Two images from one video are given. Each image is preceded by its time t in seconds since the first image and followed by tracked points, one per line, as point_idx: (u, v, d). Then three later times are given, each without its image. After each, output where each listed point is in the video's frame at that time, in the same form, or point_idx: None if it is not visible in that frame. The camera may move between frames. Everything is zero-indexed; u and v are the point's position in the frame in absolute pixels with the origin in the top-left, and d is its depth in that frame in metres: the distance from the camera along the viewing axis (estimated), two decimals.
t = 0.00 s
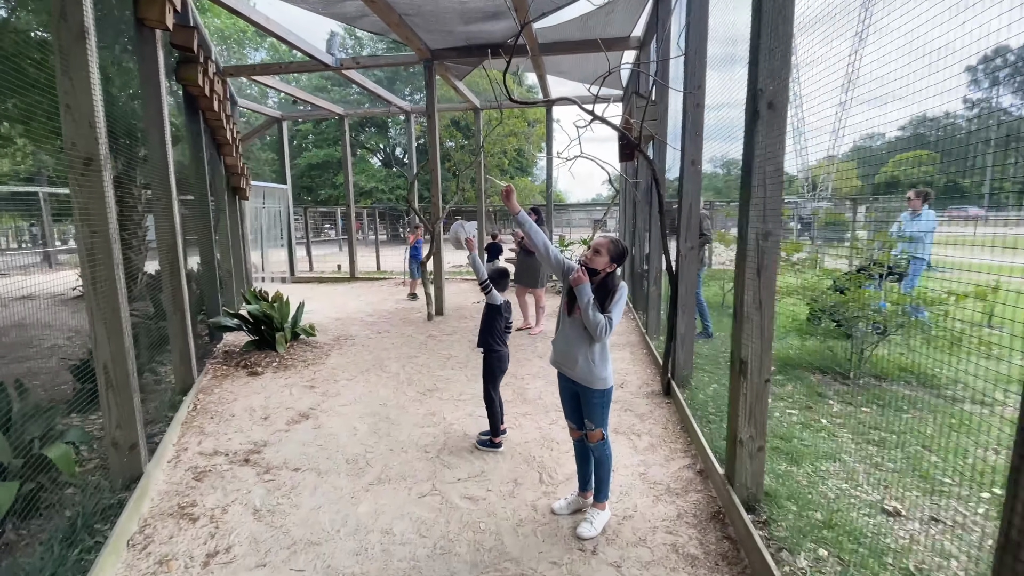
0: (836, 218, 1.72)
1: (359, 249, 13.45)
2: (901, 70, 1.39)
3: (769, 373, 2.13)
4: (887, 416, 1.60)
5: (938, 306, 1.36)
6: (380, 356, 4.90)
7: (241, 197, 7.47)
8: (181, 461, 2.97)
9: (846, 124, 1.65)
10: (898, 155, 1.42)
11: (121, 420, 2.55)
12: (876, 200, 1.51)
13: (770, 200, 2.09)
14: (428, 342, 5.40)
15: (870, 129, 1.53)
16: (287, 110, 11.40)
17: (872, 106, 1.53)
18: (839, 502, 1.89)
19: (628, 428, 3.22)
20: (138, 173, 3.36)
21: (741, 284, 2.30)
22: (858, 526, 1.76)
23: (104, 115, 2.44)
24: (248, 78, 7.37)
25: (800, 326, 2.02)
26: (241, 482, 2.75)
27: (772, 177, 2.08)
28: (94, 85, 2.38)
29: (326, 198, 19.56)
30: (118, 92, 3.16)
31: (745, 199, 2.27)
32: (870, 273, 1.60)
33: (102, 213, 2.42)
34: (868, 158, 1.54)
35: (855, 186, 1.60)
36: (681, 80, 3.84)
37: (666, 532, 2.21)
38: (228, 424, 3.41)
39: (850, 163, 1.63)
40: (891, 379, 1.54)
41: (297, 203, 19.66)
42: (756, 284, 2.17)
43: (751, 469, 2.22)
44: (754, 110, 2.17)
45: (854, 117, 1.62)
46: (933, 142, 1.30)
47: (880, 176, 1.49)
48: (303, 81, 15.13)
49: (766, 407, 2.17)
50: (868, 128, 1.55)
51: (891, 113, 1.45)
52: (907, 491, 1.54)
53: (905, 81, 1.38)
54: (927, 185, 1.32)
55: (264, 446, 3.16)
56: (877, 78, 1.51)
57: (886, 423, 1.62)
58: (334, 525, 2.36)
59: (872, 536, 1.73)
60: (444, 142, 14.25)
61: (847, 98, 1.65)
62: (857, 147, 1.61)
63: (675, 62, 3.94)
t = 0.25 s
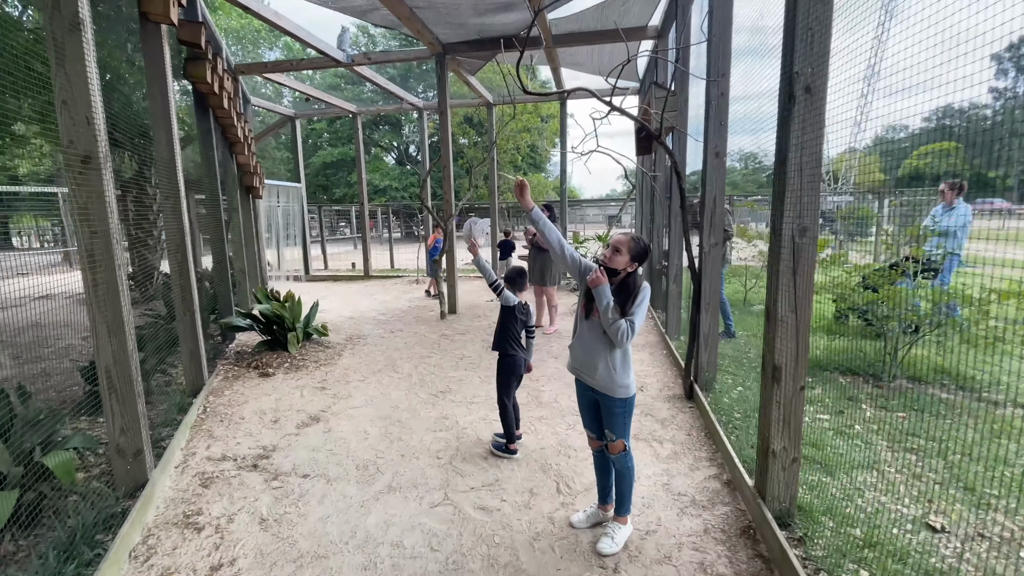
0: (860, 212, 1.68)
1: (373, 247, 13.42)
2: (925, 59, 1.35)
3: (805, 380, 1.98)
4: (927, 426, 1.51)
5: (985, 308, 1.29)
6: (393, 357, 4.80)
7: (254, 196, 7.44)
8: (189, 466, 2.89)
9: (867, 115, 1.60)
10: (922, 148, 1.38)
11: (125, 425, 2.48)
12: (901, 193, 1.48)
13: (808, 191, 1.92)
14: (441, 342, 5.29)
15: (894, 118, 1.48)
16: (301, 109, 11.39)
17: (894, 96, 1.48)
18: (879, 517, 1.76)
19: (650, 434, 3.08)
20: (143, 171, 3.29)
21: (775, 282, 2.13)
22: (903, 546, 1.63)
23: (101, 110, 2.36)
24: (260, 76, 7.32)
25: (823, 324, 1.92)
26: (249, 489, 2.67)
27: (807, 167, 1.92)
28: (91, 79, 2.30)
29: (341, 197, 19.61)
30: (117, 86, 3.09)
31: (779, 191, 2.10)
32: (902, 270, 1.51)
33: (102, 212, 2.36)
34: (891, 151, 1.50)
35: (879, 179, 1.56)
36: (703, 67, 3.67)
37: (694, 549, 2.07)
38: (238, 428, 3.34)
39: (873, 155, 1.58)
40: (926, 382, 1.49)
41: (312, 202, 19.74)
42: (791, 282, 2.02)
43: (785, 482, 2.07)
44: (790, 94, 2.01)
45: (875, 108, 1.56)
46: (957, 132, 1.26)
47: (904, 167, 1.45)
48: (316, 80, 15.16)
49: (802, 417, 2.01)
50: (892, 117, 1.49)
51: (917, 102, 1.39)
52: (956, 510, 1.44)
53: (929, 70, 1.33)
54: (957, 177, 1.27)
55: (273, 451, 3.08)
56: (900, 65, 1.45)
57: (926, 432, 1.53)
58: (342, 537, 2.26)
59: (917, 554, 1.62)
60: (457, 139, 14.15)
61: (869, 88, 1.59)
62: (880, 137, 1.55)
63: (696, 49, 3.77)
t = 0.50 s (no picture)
0: (887, 205, 1.60)
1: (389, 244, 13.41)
2: (966, 43, 1.28)
3: (843, 384, 1.82)
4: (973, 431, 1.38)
5: None
6: (406, 354, 4.72)
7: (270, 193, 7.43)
8: (196, 465, 2.83)
9: (897, 104, 1.52)
10: (957, 139, 1.32)
11: (129, 424, 2.42)
12: (931, 185, 1.42)
13: (846, 177, 1.76)
14: (455, 339, 5.20)
15: (928, 107, 1.40)
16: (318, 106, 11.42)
17: (924, 85, 1.41)
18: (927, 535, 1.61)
19: (670, 437, 2.93)
20: (151, 166, 3.24)
21: (812, 276, 1.95)
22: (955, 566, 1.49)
23: (103, 104, 2.28)
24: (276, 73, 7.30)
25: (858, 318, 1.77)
26: (255, 490, 2.60)
27: (843, 153, 1.77)
28: (94, 71, 2.22)
29: (359, 194, 19.70)
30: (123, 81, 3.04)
31: (815, 177, 1.93)
32: (938, 265, 1.43)
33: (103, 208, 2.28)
34: (920, 142, 1.44)
35: (908, 172, 1.50)
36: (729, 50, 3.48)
37: (718, 563, 1.92)
38: (247, 426, 3.28)
39: (902, 147, 1.51)
40: (972, 384, 1.39)
41: (329, 199, 19.86)
42: (825, 274, 1.86)
43: (818, 492, 1.92)
44: (827, 70, 1.85)
45: (904, 97, 1.49)
46: (992, 122, 1.22)
47: (934, 159, 1.40)
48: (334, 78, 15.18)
49: (839, 422, 1.85)
50: (925, 106, 1.41)
51: (954, 90, 1.32)
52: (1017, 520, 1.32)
53: (963, 57, 1.28)
54: (1002, 168, 1.20)
55: (282, 450, 3.00)
56: (937, 49, 1.37)
57: (973, 439, 1.40)
58: (347, 543, 2.17)
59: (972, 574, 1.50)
60: (473, 134, 14.06)
61: (898, 76, 1.52)
62: (912, 126, 1.47)
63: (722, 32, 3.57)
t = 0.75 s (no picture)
0: (923, 204, 1.49)
1: (408, 242, 13.42)
2: (1011, 29, 1.17)
3: (876, 398, 1.65)
4: None
5: None
6: (418, 354, 4.66)
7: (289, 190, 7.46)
8: (200, 464, 2.80)
9: (935, 95, 1.40)
10: (1001, 134, 1.22)
11: (131, 423, 2.38)
12: (972, 184, 1.32)
13: (883, 170, 1.60)
14: (469, 339, 5.12)
15: (968, 99, 1.29)
16: (339, 104, 11.49)
17: (967, 75, 1.30)
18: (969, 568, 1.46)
19: (687, 447, 2.79)
20: (160, 162, 3.22)
21: (844, 277, 1.78)
22: None
23: (105, 98, 2.25)
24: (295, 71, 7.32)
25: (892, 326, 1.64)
26: (257, 491, 2.55)
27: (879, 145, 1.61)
28: (96, 64, 2.19)
29: (380, 192, 19.82)
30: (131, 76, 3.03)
31: (848, 170, 1.76)
32: (980, 269, 1.33)
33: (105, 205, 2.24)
34: (961, 138, 1.33)
35: (946, 169, 1.39)
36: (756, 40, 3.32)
37: None
38: (255, 425, 3.24)
39: (939, 143, 1.41)
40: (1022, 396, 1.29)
41: (351, 197, 20.01)
42: (861, 282, 1.69)
43: (846, 513, 1.77)
44: (864, 55, 1.68)
45: (943, 89, 1.38)
46: None
47: (974, 157, 1.30)
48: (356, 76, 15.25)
49: (872, 439, 1.70)
50: (965, 98, 1.31)
51: (996, 80, 1.22)
52: None
53: (1007, 47, 1.18)
54: None
55: (287, 451, 2.95)
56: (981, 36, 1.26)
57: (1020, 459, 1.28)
58: (345, 551, 2.10)
59: None
60: (493, 132, 13.98)
61: (937, 65, 1.40)
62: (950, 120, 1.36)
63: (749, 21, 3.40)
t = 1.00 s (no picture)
0: (954, 207, 1.35)
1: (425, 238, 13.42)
2: None
3: (900, 417, 1.50)
4: None
5: None
6: (426, 352, 4.60)
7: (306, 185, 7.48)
8: (198, 461, 2.77)
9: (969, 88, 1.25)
10: None
11: (126, 419, 2.36)
12: (1010, 187, 1.18)
13: (910, 169, 1.46)
14: (479, 338, 5.05)
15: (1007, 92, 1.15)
16: (358, 99, 11.51)
17: (1007, 67, 1.15)
18: None
19: (696, 458, 2.66)
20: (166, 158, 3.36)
21: (867, 285, 1.64)
22: None
23: (101, 89, 2.22)
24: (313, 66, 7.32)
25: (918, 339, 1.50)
26: (251, 491, 2.50)
27: (908, 140, 1.47)
28: (92, 57, 2.17)
29: (399, 188, 19.89)
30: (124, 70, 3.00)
31: (874, 167, 1.63)
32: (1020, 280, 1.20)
33: (101, 198, 2.22)
34: (996, 135, 1.19)
35: (980, 171, 1.25)
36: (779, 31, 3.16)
37: None
38: (256, 421, 3.21)
39: (972, 141, 1.26)
40: None
41: (371, 193, 20.12)
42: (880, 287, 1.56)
43: (863, 541, 1.64)
44: (893, 40, 1.55)
45: (977, 80, 1.23)
46: None
47: (1012, 157, 1.15)
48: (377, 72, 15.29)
49: (895, 463, 1.56)
50: (1003, 90, 1.16)
51: None
52: None
53: None
54: None
55: (286, 449, 2.90)
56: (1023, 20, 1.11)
57: None
58: (334, 557, 2.04)
59: None
60: (512, 128, 13.88)
61: (972, 54, 1.26)
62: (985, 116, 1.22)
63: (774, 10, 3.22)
